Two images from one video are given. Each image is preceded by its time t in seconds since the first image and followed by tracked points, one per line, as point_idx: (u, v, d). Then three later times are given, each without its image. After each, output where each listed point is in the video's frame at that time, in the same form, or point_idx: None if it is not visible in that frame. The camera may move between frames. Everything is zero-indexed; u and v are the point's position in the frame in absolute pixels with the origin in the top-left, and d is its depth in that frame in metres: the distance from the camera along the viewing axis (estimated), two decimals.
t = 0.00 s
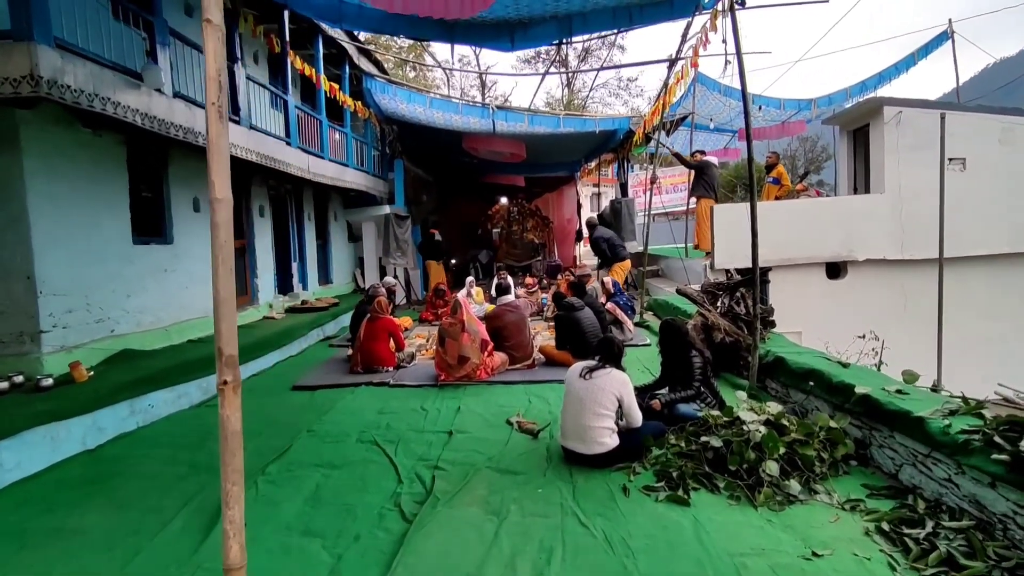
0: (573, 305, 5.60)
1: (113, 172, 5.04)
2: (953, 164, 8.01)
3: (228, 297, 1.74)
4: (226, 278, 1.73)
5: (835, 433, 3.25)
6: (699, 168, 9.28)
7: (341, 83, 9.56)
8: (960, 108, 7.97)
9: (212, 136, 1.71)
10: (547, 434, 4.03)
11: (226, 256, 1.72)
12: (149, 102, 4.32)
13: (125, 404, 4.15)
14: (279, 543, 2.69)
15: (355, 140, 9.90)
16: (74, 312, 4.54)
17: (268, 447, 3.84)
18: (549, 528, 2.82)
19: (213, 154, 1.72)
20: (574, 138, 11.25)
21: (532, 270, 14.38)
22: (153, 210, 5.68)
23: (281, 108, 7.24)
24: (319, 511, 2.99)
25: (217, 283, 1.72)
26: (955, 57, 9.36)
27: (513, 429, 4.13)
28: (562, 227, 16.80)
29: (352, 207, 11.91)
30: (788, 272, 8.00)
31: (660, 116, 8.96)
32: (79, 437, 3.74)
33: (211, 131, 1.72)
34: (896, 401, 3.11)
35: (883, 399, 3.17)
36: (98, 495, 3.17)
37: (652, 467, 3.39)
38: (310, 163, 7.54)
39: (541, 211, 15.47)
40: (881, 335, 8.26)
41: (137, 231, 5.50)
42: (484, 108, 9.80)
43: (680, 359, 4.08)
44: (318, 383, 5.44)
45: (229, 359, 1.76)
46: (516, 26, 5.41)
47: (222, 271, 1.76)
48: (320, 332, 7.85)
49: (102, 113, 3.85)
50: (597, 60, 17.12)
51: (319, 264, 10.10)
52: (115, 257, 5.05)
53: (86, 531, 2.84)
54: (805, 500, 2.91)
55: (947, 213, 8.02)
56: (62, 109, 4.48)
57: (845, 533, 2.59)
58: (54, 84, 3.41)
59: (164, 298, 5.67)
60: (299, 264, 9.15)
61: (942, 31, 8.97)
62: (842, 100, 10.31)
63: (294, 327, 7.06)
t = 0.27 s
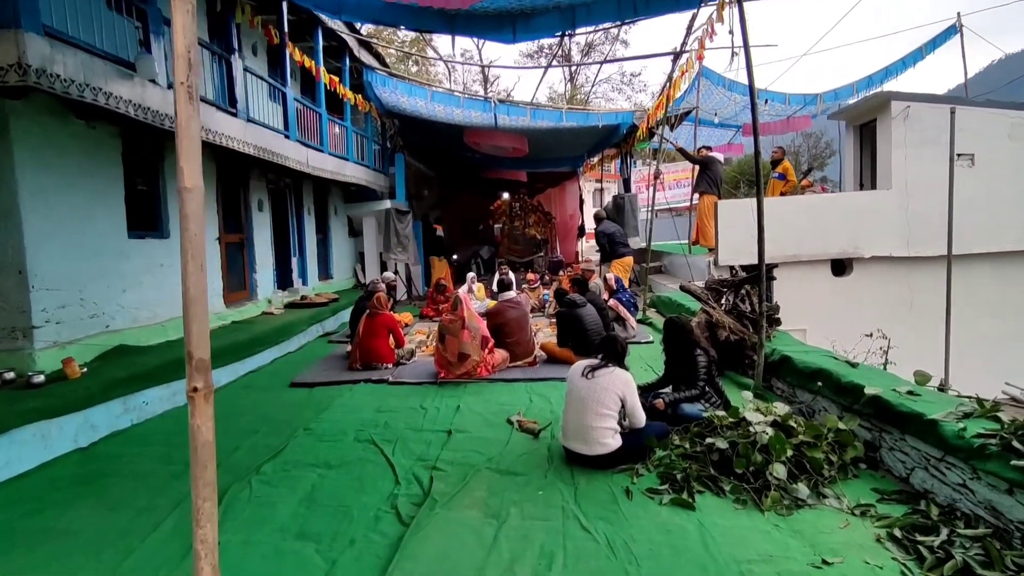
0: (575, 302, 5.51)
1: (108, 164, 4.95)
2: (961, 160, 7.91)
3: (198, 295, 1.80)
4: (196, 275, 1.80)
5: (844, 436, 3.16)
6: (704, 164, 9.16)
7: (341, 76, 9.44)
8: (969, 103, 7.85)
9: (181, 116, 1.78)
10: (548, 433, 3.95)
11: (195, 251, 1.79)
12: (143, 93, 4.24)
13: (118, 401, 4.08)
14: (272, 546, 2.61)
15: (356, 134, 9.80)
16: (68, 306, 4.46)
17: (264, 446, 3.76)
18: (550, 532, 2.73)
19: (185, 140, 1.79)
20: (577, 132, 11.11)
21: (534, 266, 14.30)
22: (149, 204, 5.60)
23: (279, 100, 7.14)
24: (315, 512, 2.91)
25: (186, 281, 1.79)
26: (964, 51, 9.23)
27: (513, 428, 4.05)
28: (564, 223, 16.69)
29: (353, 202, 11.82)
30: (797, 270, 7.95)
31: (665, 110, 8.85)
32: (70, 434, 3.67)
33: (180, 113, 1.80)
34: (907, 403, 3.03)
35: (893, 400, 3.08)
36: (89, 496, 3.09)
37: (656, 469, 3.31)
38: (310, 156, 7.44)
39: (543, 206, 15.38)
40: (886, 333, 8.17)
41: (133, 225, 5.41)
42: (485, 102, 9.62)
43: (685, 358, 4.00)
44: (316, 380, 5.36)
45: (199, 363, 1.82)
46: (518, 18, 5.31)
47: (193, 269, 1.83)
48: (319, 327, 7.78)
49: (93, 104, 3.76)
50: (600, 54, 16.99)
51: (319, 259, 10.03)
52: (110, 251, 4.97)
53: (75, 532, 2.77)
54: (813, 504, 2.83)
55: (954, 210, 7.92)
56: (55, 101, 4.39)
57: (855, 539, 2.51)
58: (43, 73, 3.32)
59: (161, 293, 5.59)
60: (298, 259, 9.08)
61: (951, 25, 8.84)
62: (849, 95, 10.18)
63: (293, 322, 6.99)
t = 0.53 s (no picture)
0: (580, 299, 5.41)
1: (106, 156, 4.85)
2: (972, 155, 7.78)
3: (176, 300, 1.70)
4: (173, 279, 1.70)
5: (861, 440, 3.06)
6: (710, 158, 9.02)
7: (342, 67, 9.30)
8: (981, 97, 7.71)
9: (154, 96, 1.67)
10: (553, 434, 3.86)
11: (173, 249, 1.70)
12: (138, 83, 4.12)
13: (114, 398, 3.98)
14: (270, 552, 2.52)
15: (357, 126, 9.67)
16: (62, 301, 4.36)
17: (262, 445, 3.67)
18: (557, 539, 2.64)
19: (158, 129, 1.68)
20: (581, 125, 10.96)
21: (537, 261, 14.20)
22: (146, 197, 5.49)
23: (279, 92, 7.01)
24: (314, 516, 2.82)
25: (163, 285, 1.69)
26: (976, 44, 9.05)
27: (517, 428, 3.96)
28: (567, 218, 16.57)
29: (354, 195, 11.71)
30: (805, 265, 7.85)
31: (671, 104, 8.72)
32: (64, 433, 3.58)
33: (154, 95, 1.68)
34: (926, 406, 2.93)
35: (912, 403, 2.99)
36: (81, 498, 3.00)
37: (665, 472, 3.21)
38: (310, 149, 7.32)
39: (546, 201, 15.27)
40: (894, 330, 8.07)
41: (130, 218, 5.31)
42: (488, 95, 9.48)
43: (694, 358, 3.90)
44: (317, 377, 5.27)
45: (177, 377, 1.72)
46: (522, 7, 5.17)
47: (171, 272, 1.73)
48: (320, 322, 7.69)
49: (86, 93, 3.65)
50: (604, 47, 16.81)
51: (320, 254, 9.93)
52: (106, 245, 4.86)
53: (67, 536, 2.68)
54: (830, 511, 2.73)
55: (965, 206, 7.79)
56: (48, 90, 4.28)
57: (876, 549, 2.41)
58: (34, 61, 3.21)
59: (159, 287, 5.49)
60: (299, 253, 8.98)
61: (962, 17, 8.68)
62: (858, 89, 10.03)
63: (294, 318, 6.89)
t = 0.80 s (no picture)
0: (586, 293, 5.26)
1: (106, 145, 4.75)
2: (985, 149, 7.65)
3: (157, 296, 1.65)
4: (154, 273, 1.64)
5: (880, 440, 2.97)
6: (717, 151, 8.87)
7: (344, 57, 9.16)
8: (996, 89, 7.55)
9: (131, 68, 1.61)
10: (561, 431, 3.77)
11: (154, 239, 1.64)
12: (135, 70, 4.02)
13: (111, 393, 3.91)
14: (270, 554, 2.44)
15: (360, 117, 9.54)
16: (59, 294, 4.28)
17: (262, 442, 3.59)
18: (566, 541, 2.55)
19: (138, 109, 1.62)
20: (586, 116, 10.79)
21: (540, 254, 14.10)
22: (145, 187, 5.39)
23: (280, 81, 6.89)
24: (316, 516, 2.74)
25: (144, 280, 1.63)
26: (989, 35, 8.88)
27: (523, 425, 3.87)
28: (571, 211, 16.43)
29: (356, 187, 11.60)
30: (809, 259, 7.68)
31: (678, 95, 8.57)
32: (60, 428, 3.50)
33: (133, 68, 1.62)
34: (948, 406, 2.84)
35: (933, 403, 2.89)
36: (76, 496, 2.92)
37: (677, 472, 3.12)
38: (312, 140, 7.20)
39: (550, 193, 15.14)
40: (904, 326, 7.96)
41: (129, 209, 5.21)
42: (493, 86, 9.29)
43: (704, 354, 3.80)
44: (319, 371, 5.18)
45: (159, 381, 1.67)
46: None
47: (153, 265, 1.68)
48: (322, 315, 7.60)
49: (80, 79, 3.55)
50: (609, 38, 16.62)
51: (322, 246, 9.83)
52: (104, 237, 4.77)
53: (62, 535, 2.60)
54: (848, 514, 2.64)
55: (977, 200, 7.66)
56: (43, 77, 4.17)
57: (899, 555, 2.32)
58: (25, 45, 3.11)
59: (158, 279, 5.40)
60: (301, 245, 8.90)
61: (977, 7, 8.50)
62: (868, 80, 9.86)
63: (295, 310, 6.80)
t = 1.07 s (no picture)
0: (590, 282, 5.18)
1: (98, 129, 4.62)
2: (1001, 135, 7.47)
3: (80, 275, 1.49)
4: (74, 250, 1.48)
5: (897, 435, 2.84)
6: (725, 138, 8.69)
7: (344, 42, 8.99)
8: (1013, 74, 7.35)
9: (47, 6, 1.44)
10: (564, 424, 3.65)
11: (76, 208, 1.48)
12: (125, 51, 3.89)
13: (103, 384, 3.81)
14: (260, 553, 2.34)
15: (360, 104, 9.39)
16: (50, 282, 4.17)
17: (257, 434, 3.49)
18: (569, 541, 2.44)
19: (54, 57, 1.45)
20: (591, 103, 10.59)
21: (544, 244, 13.97)
22: (140, 173, 5.26)
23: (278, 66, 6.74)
24: (309, 513, 2.64)
25: (63, 258, 1.46)
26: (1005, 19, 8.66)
27: (526, 418, 3.77)
28: (575, 201, 16.26)
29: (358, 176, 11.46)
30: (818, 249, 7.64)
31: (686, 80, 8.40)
32: (49, 420, 3.41)
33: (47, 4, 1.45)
34: (970, 400, 2.71)
35: (954, 396, 2.76)
36: (63, 491, 2.82)
37: (684, 468, 3.01)
38: (311, 126, 7.06)
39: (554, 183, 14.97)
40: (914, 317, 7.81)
41: (123, 196, 5.09)
42: (496, 72, 9.10)
43: (712, 345, 3.67)
44: (317, 362, 5.08)
45: (81, 379, 1.50)
46: None
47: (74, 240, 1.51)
48: (322, 305, 7.50)
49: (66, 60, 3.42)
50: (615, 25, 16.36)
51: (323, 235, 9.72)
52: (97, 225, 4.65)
53: (45, 531, 2.51)
54: (865, 513, 2.52)
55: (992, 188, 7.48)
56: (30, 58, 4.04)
57: (920, 557, 2.20)
58: (5, 23, 2.97)
59: (154, 268, 5.29)
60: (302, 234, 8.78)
61: None
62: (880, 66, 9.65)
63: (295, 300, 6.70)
